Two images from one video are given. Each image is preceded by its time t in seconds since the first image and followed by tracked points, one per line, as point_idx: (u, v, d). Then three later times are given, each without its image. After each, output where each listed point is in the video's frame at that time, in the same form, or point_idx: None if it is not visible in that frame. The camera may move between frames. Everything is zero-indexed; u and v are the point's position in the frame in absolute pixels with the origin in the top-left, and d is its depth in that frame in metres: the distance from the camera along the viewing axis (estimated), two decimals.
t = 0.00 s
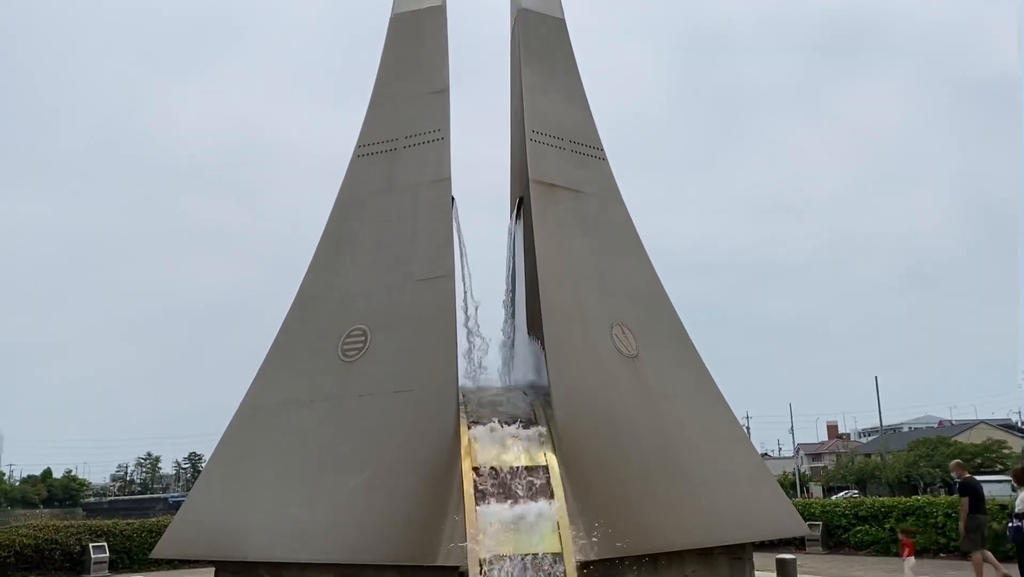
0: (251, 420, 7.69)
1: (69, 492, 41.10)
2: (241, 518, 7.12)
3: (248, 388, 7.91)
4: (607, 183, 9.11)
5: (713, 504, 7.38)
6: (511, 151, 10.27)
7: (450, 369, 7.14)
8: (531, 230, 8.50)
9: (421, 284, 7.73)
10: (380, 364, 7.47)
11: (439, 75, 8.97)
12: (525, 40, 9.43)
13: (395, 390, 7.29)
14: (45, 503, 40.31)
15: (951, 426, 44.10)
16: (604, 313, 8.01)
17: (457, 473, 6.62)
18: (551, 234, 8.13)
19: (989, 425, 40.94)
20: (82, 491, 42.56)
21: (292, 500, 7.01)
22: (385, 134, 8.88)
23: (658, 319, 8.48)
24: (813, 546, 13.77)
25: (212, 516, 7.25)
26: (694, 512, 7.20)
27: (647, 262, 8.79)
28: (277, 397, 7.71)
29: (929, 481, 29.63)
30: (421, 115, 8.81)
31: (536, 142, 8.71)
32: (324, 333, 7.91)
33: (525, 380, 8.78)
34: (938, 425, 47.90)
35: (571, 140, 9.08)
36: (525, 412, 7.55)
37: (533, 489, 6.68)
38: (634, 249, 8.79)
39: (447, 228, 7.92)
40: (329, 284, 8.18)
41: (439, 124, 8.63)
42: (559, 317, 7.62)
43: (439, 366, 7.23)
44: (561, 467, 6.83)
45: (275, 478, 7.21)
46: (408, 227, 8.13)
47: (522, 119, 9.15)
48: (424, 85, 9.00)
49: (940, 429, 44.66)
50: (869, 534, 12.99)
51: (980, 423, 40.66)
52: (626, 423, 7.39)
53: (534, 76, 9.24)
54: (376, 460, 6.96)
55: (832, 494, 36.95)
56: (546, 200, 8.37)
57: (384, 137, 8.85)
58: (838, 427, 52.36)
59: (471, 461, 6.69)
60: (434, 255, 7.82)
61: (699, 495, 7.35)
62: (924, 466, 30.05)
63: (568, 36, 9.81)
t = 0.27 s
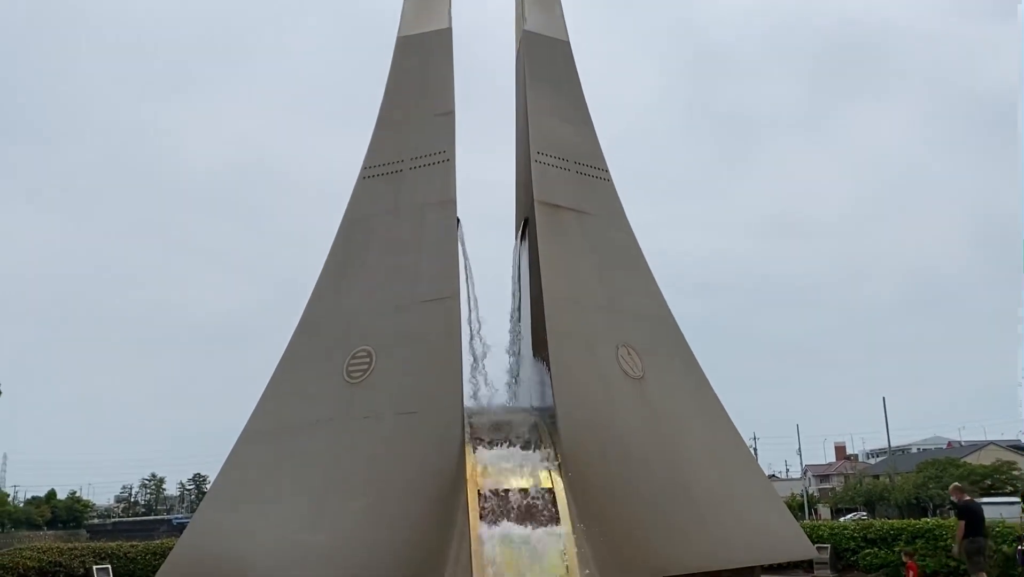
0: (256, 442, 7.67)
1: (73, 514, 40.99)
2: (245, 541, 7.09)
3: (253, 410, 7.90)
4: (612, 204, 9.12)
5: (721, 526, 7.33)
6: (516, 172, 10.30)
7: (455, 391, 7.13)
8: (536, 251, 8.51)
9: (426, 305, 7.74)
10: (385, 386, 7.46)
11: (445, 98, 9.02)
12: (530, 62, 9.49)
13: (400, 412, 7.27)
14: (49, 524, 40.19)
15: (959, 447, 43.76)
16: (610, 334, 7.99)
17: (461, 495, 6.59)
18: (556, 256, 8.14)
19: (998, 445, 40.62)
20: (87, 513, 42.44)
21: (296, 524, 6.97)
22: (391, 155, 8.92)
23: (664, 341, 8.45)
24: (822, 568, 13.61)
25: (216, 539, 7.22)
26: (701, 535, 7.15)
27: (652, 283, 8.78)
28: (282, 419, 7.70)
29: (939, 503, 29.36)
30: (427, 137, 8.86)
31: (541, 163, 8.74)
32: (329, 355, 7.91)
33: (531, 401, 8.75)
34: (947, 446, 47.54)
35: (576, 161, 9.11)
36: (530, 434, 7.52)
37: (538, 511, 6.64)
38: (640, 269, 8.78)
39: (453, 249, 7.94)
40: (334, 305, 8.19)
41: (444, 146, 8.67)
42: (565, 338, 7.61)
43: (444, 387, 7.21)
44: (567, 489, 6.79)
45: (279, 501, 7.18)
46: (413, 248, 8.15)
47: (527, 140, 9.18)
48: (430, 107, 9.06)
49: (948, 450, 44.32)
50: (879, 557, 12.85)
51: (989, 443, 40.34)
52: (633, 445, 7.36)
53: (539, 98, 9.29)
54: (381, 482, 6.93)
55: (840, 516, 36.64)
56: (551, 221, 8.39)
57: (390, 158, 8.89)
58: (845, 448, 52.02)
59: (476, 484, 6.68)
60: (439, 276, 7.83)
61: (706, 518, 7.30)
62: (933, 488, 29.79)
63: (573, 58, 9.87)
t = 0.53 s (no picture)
0: (260, 464, 7.65)
1: (75, 536, 40.81)
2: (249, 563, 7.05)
3: (257, 432, 7.88)
4: (616, 226, 9.14)
5: (727, 550, 7.27)
6: (520, 194, 10.34)
7: (459, 413, 7.12)
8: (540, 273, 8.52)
9: (431, 327, 7.74)
10: (390, 407, 7.45)
11: (450, 120, 9.08)
12: (534, 85, 9.55)
13: (404, 434, 7.25)
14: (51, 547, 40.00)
15: (966, 468, 43.45)
16: (614, 356, 7.98)
17: (465, 519, 6.56)
18: (560, 277, 8.16)
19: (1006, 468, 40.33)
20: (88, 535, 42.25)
21: (299, 547, 6.93)
22: (396, 177, 8.96)
23: (669, 363, 8.43)
24: None
25: (219, 563, 7.18)
26: (707, 559, 7.10)
27: (657, 304, 8.78)
28: (286, 441, 7.68)
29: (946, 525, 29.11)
30: (432, 159, 8.91)
31: (545, 185, 8.78)
32: (334, 377, 7.90)
33: (535, 423, 8.73)
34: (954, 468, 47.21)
35: (580, 183, 9.14)
36: (534, 456, 7.50)
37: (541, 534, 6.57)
38: (644, 291, 8.78)
39: (458, 271, 7.96)
40: (338, 327, 8.19)
41: (449, 168, 8.72)
42: (569, 360, 7.60)
43: (448, 410, 7.20)
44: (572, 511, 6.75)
45: (282, 524, 7.15)
46: (417, 270, 8.17)
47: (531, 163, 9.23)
48: (435, 130, 9.11)
49: (955, 472, 44.00)
50: None
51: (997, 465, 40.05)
52: (637, 468, 7.32)
53: (543, 121, 9.35)
54: (385, 505, 6.91)
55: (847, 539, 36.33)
56: (556, 243, 8.41)
57: (395, 181, 8.94)
58: (851, 470, 51.68)
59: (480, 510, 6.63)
60: (444, 297, 7.85)
61: (712, 541, 7.25)
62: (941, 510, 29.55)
63: (577, 82, 9.93)
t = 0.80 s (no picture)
0: (263, 488, 7.63)
1: (75, 559, 40.56)
2: None
3: (259, 455, 7.87)
4: (618, 248, 9.18)
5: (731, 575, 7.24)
6: (522, 217, 10.39)
7: (462, 436, 7.12)
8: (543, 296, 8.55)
9: (434, 350, 7.76)
10: (393, 430, 7.45)
11: (453, 144, 9.15)
12: (536, 110, 9.63)
13: (407, 457, 7.25)
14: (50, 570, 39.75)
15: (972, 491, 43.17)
16: (617, 379, 7.99)
17: (468, 548, 6.60)
18: (563, 300, 8.18)
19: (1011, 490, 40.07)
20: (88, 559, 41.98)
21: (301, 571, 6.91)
22: (399, 201, 9.01)
23: (672, 386, 8.43)
24: None
25: None
26: None
27: (660, 327, 8.80)
28: (289, 465, 7.67)
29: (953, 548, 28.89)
30: (435, 182, 8.96)
31: (547, 208, 8.82)
32: (336, 400, 7.91)
33: (538, 446, 8.72)
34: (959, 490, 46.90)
35: (581, 206, 9.19)
36: (537, 480, 7.49)
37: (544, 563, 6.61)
38: (646, 313, 8.80)
39: (460, 294, 7.99)
40: (341, 350, 8.21)
41: (452, 192, 8.78)
42: (572, 383, 7.61)
43: (452, 432, 7.20)
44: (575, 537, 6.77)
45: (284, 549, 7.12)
46: (420, 293, 8.20)
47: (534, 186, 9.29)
48: (438, 153, 9.18)
49: (961, 494, 43.70)
50: None
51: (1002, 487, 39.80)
52: (641, 492, 7.31)
53: (546, 145, 9.42)
54: (387, 529, 6.89)
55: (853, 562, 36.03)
56: (558, 266, 8.45)
57: (398, 204, 8.99)
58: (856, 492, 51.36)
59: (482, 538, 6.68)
60: (447, 320, 7.87)
61: (715, 566, 7.22)
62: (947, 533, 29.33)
63: (579, 106, 10.01)
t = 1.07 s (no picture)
0: (262, 512, 7.56)
1: None
2: None
3: (259, 480, 7.81)
4: (620, 270, 9.17)
5: None
6: (523, 238, 10.40)
7: (463, 460, 7.09)
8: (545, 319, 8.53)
9: (435, 373, 7.74)
10: (393, 454, 7.40)
11: (454, 167, 9.18)
12: (537, 133, 9.67)
13: (407, 481, 7.20)
14: None
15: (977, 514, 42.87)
16: (619, 402, 7.95)
17: None
18: (565, 323, 8.16)
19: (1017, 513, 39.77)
20: None
21: None
22: (400, 224, 9.02)
23: (674, 410, 8.39)
24: None
25: None
26: None
27: (662, 350, 8.77)
28: (289, 489, 7.62)
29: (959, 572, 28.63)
30: (436, 205, 8.98)
31: (548, 231, 8.83)
32: (337, 424, 7.86)
33: (540, 470, 8.67)
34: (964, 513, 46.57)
35: (583, 228, 9.20)
36: (539, 504, 7.44)
37: None
38: (648, 336, 8.78)
39: (462, 316, 7.98)
40: (342, 374, 8.18)
41: (454, 214, 8.79)
42: (574, 406, 7.57)
43: (453, 456, 7.16)
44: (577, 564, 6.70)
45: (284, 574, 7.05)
46: (421, 315, 8.19)
47: (535, 209, 9.30)
48: (439, 177, 9.20)
49: (966, 517, 43.38)
50: None
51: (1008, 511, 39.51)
52: (643, 516, 7.25)
53: (547, 168, 9.44)
54: (388, 554, 6.83)
55: None
56: (560, 289, 8.44)
57: (400, 227, 9.00)
58: (860, 516, 51.00)
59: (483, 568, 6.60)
60: (449, 343, 7.86)
61: None
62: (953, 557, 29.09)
63: (580, 129, 10.05)
